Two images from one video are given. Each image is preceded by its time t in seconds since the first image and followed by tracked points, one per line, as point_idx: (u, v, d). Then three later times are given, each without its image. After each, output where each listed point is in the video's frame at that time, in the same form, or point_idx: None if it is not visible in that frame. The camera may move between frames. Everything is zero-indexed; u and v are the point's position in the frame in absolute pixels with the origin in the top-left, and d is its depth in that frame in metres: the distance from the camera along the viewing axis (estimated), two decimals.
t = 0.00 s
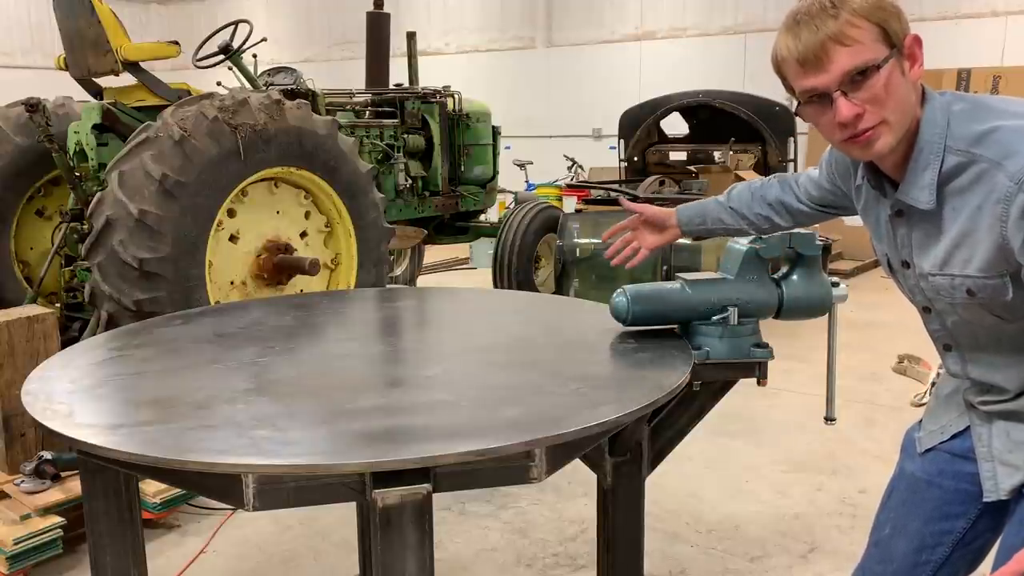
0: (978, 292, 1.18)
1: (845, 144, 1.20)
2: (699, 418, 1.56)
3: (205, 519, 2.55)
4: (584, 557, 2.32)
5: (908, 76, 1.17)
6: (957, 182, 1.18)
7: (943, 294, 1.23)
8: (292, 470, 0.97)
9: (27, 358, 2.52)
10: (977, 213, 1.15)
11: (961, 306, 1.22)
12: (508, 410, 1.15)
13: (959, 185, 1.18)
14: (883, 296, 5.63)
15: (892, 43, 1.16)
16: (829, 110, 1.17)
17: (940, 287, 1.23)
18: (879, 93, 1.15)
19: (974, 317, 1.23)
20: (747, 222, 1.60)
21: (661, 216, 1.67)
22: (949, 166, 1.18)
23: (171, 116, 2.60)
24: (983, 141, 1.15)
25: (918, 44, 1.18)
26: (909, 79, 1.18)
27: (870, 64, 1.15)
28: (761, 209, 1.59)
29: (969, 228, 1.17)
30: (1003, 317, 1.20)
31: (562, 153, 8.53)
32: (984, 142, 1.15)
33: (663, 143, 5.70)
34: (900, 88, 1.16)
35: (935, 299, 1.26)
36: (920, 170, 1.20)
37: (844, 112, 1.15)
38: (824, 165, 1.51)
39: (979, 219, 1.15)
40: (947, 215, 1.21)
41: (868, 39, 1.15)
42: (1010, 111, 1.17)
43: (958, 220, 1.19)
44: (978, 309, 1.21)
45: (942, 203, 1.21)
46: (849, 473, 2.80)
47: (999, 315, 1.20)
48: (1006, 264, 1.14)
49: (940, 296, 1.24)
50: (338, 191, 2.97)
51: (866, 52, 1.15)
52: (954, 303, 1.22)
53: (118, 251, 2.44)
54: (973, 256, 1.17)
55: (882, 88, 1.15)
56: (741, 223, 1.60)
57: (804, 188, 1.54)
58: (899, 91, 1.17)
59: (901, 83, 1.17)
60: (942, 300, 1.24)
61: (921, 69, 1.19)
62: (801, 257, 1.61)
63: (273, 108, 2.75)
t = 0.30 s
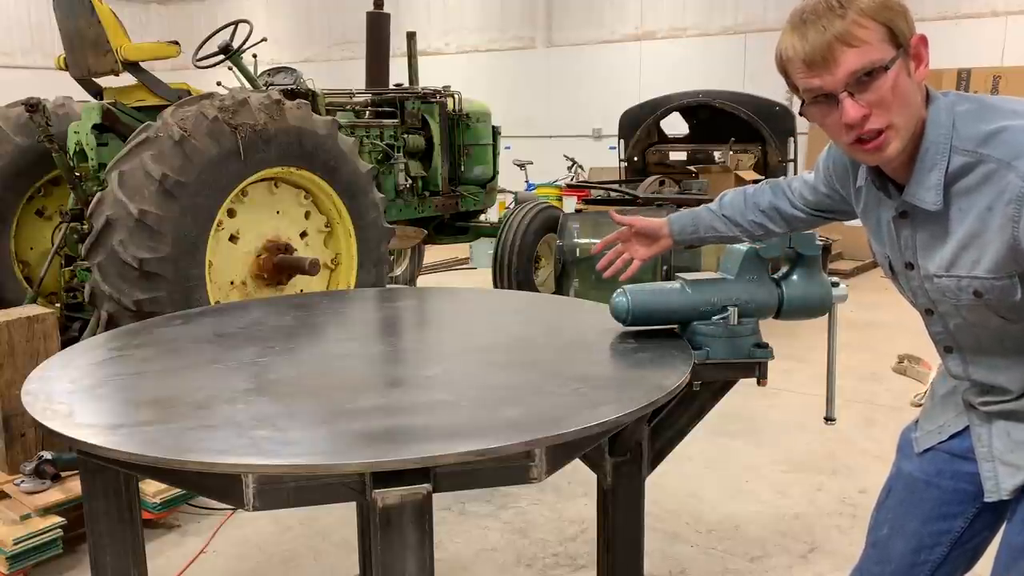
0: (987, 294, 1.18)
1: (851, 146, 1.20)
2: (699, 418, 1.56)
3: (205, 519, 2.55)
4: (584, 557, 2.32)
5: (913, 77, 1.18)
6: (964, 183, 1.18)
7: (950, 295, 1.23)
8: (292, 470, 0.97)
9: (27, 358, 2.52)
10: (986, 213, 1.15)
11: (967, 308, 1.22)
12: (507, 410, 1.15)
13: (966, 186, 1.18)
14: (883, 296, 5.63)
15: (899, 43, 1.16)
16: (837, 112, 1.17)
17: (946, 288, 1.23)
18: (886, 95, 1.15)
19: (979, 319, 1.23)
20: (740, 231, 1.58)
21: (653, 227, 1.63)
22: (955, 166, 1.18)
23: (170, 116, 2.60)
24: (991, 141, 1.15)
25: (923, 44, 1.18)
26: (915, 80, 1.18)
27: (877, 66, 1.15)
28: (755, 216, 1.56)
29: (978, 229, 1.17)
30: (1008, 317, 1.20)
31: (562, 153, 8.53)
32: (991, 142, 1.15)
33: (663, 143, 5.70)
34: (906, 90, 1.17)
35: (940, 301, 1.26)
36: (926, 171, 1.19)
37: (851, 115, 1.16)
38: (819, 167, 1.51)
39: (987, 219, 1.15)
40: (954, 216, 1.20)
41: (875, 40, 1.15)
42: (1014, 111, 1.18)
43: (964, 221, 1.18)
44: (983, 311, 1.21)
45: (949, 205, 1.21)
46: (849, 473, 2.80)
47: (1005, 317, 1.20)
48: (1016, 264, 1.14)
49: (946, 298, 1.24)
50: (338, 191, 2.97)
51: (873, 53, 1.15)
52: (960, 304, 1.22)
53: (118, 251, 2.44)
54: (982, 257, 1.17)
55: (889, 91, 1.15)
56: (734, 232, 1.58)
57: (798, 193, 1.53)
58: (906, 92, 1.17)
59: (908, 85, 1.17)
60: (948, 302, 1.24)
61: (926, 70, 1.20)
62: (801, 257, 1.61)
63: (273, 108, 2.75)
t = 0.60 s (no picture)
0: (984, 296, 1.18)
1: (845, 149, 1.20)
2: (699, 418, 1.56)
3: (205, 519, 2.55)
4: (584, 557, 2.32)
5: (908, 80, 1.17)
6: (960, 184, 1.18)
7: (946, 296, 1.23)
8: (292, 470, 0.97)
9: (27, 358, 2.52)
10: (982, 215, 1.15)
11: (963, 308, 1.22)
12: (508, 410, 1.15)
13: (963, 187, 1.17)
14: (883, 296, 5.63)
15: (893, 47, 1.16)
16: (829, 115, 1.18)
17: (942, 289, 1.23)
18: (880, 99, 1.16)
19: (975, 319, 1.23)
20: (735, 234, 1.58)
21: (648, 232, 1.63)
22: (951, 168, 1.18)
23: (170, 116, 2.60)
24: (986, 142, 1.15)
25: (918, 46, 1.18)
26: (909, 84, 1.18)
27: (871, 69, 1.15)
28: (750, 219, 1.56)
29: (974, 231, 1.16)
30: (1005, 318, 1.20)
31: (562, 153, 8.53)
32: (987, 143, 1.15)
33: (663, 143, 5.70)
34: (900, 93, 1.17)
35: (936, 302, 1.26)
36: (922, 173, 1.19)
37: (844, 118, 1.16)
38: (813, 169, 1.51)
39: (983, 220, 1.15)
40: (949, 217, 1.20)
41: (869, 43, 1.14)
42: (1010, 113, 1.17)
43: (961, 222, 1.18)
44: (979, 312, 1.21)
45: (945, 206, 1.20)
46: (849, 473, 2.80)
47: (1000, 317, 1.20)
48: (1012, 265, 1.14)
49: (943, 299, 1.24)
50: (338, 191, 2.97)
51: (867, 57, 1.14)
52: (957, 305, 1.22)
53: (118, 251, 2.44)
54: (977, 258, 1.17)
55: (883, 94, 1.15)
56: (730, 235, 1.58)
57: (793, 195, 1.52)
58: (899, 95, 1.17)
59: (902, 89, 1.17)
60: (944, 302, 1.24)
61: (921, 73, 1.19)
62: (800, 257, 1.61)
63: (273, 108, 2.75)
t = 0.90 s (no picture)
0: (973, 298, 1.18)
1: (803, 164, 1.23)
2: (699, 418, 1.56)
3: (205, 519, 2.55)
4: (584, 557, 2.32)
5: (856, 112, 1.14)
6: (953, 185, 1.17)
7: (937, 295, 1.23)
8: (292, 470, 0.97)
9: (27, 358, 2.52)
10: (971, 216, 1.15)
11: (955, 307, 1.22)
12: (508, 410, 1.15)
13: (955, 188, 1.17)
14: (883, 296, 5.63)
15: (837, 82, 1.12)
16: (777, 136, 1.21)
17: (934, 287, 1.23)
18: (815, 134, 1.15)
19: (967, 317, 1.23)
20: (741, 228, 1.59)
21: (655, 228, 1.63)
22: (944, 169, 1.18)
23: (170, 116, 2.60)
24: (978, 145, 1.15)
25: (876, 76, 1.12)
26: (858, 116, 1.14)
27: (805, 106, 1.14)
28: (756, 214, 1.57)
29: (963, 231, 1.16)
30: (996, 318, 1.20)
31: (562, 153, 8.53)
32: (979, 146, 1.15)
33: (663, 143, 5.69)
34: (841, 127, 1.14)
35: (929, 299, 1.26)
36: (915, 174, 1.19)
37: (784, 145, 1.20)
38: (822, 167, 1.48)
39: (972, 222, 1.15)
40: (942, 217, 1.20)
41: (806, 80, 1.14)
42: (1006, 116, 1.17)
43: (952, 222, 1.18)
44: (970, 310, 1.21)
45: (937, 207, 1.20)
46: (849, 473, 2.80)
47: (992, 317, 1.20)
48: (1000, 267, 1.14)
49: (934, 297, 1.24)
50: (338, 191, 2.97)
51: (801, 94, 1.14)
52: (948, 303, 1.22)
53: (118, 251, 2.44)
54: (967, 259, 1.17)
55: (818, 130, 1.15)
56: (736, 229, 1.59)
57: (798, 191, 1.53)
58: (840, 130, 1.14)
59: (847, 121, 1.14)
60: (936, 300, 1.24)
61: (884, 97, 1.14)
62: (801, 257, 1.61)
63: (273, 108, 2.75)
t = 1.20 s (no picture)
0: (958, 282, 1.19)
1: (828, 131, 1.22)
2: (699, 418, 1.56)
3: (204, 519, 2.55)
4: (584, 557, 2.32)
5: (884, 66, 1.19)
6: (940, 176, 1.19)
7: (925, 285, 1.25)
8: (292, 470, 0.97)
9: (27, 358, 2.52)
10: (956, 206, 1.17)
11: (941, 298, 1.24)
12: (508, 410, 1.15)
13: (942, 178, 1.19)
14: (883, 296, 5.63)
15: (867, 36, 1.17)
16: (813, 100, 1.19)
17: (921, 278, 1.25)
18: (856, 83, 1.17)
19: (953, 309, 1.24)
20: (752, 223, 1.65)
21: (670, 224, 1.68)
22: (932, 159, 1.19)
23: (170, 116, 2.60)
24: (964, 136, 1.16)
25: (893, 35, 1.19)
26: (886, 70, 1.19)
27: (846, 55, 1.16)
28: (766, 208, 1.63)
29: (949, 221, 1.18)
30: (981, 311, 1.21)
31: (562, 153, 8.53)
32: (965, 137, 1.16)
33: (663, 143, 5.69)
34: (875, 78, 1.18)
35: (917, 290, 1.28)
36: (905, 164, 1.22)
37: (825, 100, 1.18)
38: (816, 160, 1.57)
39: (956, 213, 1.17)
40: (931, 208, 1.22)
41: (844, 31, 1.16)
42: (993, 110, 1.17)
43: (939, 212, 1.20)
44: (956, 302, 1.23)
45: (926, 198, 1.22)
46: (849, 473, 2.80)
47: (977, 309, 1.21)
48: (984, 256, 1.15)
49: (922, 288, 1.26)
50: (338, 191, 2.97)
51: (843, 41, 1.16)
52: (935, 294, 1.24)
53: (118, 251, 2.44)
54: (952, 248, 1.19)
55: (859, 76, 1.17)
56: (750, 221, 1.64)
57: (802, 184, 1.58)
58: (874, 79, 1.18)
59: (877, 73, 1.18)
60: (924, 292, 1.26)
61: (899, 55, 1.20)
62: (801, 257, 1.61)
63: (273, 107, 2.75)
